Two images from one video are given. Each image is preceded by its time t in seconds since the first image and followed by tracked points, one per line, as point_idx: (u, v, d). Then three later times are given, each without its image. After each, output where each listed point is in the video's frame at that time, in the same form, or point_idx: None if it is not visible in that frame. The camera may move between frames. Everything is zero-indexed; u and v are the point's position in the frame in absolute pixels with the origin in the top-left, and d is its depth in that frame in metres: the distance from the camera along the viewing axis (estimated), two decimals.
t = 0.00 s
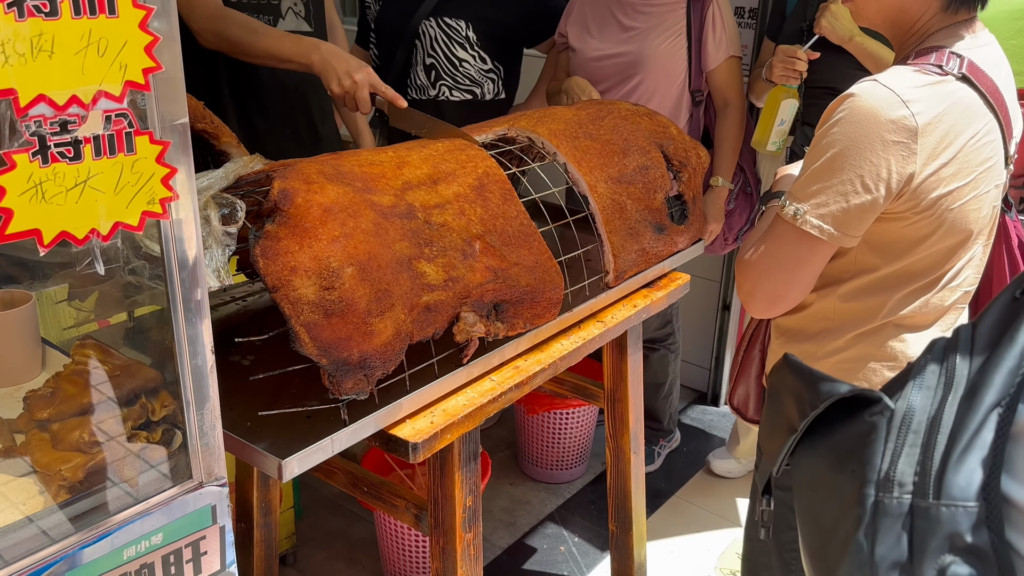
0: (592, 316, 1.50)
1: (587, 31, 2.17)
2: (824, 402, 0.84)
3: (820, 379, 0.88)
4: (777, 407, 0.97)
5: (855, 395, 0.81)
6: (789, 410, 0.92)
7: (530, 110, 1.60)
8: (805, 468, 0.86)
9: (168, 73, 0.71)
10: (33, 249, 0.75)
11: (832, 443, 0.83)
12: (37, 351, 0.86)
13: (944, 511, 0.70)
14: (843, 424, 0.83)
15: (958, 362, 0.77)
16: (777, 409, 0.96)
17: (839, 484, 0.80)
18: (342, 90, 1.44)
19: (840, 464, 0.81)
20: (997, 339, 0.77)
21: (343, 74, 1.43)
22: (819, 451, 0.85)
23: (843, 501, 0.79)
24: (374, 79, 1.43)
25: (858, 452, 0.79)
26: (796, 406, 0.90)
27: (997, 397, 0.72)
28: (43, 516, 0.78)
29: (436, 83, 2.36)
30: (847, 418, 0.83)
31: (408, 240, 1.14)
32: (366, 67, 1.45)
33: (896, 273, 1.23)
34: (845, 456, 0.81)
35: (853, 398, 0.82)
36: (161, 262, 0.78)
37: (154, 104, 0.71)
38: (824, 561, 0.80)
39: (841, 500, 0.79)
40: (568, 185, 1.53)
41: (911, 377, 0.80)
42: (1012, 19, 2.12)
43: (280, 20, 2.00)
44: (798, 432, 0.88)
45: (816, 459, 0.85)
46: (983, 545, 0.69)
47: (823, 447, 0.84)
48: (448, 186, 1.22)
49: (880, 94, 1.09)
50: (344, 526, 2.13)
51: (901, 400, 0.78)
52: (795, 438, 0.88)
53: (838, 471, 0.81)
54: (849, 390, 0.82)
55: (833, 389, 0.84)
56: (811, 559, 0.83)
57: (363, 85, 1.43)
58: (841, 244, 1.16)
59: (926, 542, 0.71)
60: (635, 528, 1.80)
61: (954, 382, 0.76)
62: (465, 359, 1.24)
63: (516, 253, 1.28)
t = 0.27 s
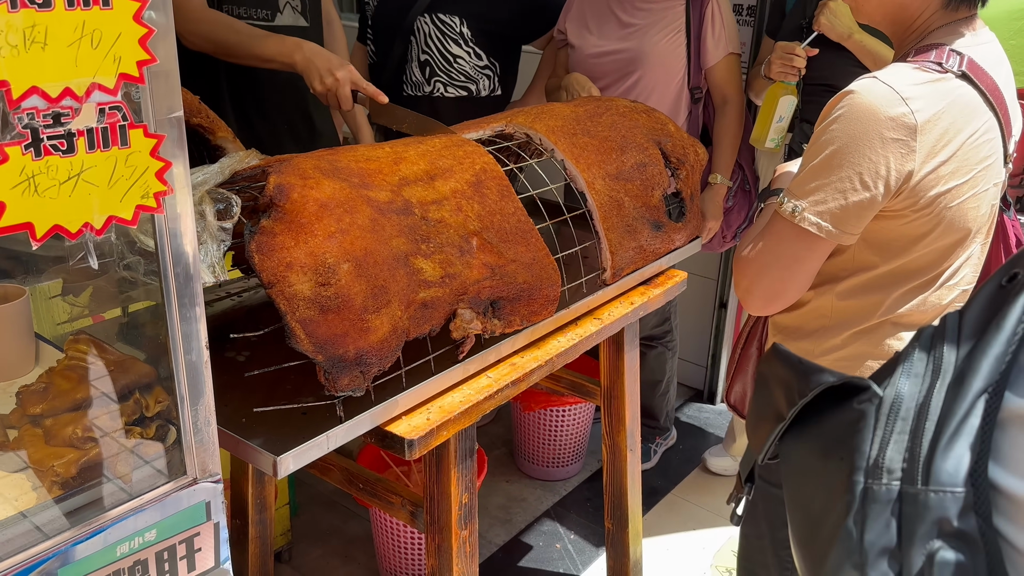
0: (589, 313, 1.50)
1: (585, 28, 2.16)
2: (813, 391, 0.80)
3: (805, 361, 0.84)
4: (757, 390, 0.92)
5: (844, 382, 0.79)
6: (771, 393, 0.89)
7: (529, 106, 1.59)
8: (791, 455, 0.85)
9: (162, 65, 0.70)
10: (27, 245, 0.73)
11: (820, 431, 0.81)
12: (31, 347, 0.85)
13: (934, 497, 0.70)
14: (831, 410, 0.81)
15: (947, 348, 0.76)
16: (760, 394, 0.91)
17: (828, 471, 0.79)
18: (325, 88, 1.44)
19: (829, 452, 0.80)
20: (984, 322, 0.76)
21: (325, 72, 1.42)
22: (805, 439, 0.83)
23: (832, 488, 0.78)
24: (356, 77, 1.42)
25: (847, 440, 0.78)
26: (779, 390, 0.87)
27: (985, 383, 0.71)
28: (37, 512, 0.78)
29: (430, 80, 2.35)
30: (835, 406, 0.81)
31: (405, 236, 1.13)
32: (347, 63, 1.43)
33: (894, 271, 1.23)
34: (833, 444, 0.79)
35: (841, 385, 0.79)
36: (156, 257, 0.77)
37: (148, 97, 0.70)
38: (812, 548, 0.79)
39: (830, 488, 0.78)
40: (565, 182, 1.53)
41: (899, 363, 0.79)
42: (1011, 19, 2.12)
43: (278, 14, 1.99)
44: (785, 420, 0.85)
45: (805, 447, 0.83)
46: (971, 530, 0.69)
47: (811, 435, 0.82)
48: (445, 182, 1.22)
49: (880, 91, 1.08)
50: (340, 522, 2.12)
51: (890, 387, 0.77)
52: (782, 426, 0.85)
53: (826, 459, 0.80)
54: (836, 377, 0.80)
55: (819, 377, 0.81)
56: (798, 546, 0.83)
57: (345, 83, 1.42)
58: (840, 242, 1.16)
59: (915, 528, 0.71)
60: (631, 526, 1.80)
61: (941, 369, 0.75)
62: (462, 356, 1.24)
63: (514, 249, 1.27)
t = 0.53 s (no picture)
0: (584, 311, 1.50)
1: (581, 25, 2.16)
2: (823, 384, 0.80)
3: (810, 355, 0.84)
4: (757, 380, 0.93)
5: (854, 379, 0.78)
6: (776, 386, 0.89)
7: (522, 102, 1.59)
8: (796, 452, 0.84)
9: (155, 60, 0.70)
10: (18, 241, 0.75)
11: (829, 429, 0.81)
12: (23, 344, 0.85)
13: (948, 501, 0.71)
14: (841, 406, 0.80)
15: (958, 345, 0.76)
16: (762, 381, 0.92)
17: (836, 469, 0.79)
18: (320, 77, 1.45)
19: (839, 449, 0.79)
20: (996, 321, 0.75)
21: (320, 61, 1.44)
22: (813, 436, 0.82)
23: (841, 489, 0.78)
24: (352, 67, 1.44)
25: (858, 440, 0.77)
26: (784, 384, 0.87)
27: (1000, 384, 0.72)
28: (31, 509, 0.78)
29: (423, 77, 2.35)
30: (845, 403, 0.80)
31: (396, 232, 1.13)
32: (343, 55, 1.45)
33: (891, 270, 1.23)
34: (843, 442, 0.79)
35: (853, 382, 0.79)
36: (149, 253, 0.77)
37: (141, 91, 0.69)
38: (818, 547, 0.79)
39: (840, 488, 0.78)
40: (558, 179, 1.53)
41: (912, 362, 0.77)
42: (1010, 14, 2.13)
43: (268, 8, 2.00)
44: (789, 413, 0.85)
45: (811, 442, 0.82)
46: (984, 533, 0.70)
47: (818, 430, 0.82)
48: (436, 177, 1.21)
49: (878, 89, 1.08)
50: (335, 520, 2.12)
51: (902, 387, 0.77)
52: (786, 419, 0.85)
53: (836, 459, 0.79)
54: (847, 373, 0.79)
55: (829, 371, 0.81)
56: (802, 543, 0.83)
57: (340, 73, 1.43)
58: (837, 240, 1.16)
59: (928, 530, 0.72)
60: (626, 523, 1.80)
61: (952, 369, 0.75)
62: (452, 351, 1.24)
63: (505, 245, 1.27)
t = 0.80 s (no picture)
0: (583, 309, 1.49)
1: (571, 21, 2.15)
2: (837, 385, 0.80)
3: (822, 353, 0.85)
4: (767, 377, 0.94)
5: (870, 379, 0.78)
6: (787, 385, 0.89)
7: (523, 100, 1.59)
8: (809, 452, 0.84)
9: (152, 57, 0.69)
10: (15, 240, 0.74)
11: (845, 431, 0.80)
12: (19, 342, 0.85)
13: (969, 509, 0.71)
14: (856, 407, 0.80)
15: (973, 346, 0.75)
16: (773, 378, 0.92)
17: (850, 472, 0.79)
18: (319, 89, 1.43)
19: (853, 452, 0.79)
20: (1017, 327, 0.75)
21: (319, 72, 1.41)
22: (825, 437, 0.82)
23: (856, 493, 0.78)
24: (351, 77, 1.42)
25: (875, 444, 0.77)
26: (796, 382, 0.87)
27: (1021, 391, 0.72)
28: (27, 506, 0.77)
29: (416, 74, 2.34)
30: (861, 404, 0.79)
31: (399, 231, 1.12)
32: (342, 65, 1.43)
33: (890, 270, 1.23)
34: (858, 445, 0.79)
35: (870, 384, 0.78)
36: (145, 250, 0.76)
37: (137, 88, 0.69)
38: (831, 548, 0.80)
39: (856, 491, 0.78)
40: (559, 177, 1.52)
41: (931, 363, 0.77)
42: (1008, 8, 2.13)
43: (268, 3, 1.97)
44: (801, 412, 0.85)
45: (822, 442, 0.82)
46: (1007, 543, 0.70)
47: (831, 431, 0.81)
48: (439, 176, 1.21)
49: (880, 89, 1.08)
50: (331, 518, 2.12)
51: (921, 389, 0.76)
52: (796, 419, 0.85)
53: (851, 462, 0.79)
54: (862, 374, 0.78)
55: (844, 371, 0.80)
56: (811, 543, 0.84)
57: (340, 83, 1.41)
58: (837, 240, 1.15)
59: (948, 537, 0.72)
60: (623, 521, 1.80)
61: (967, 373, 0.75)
62: (456, 351, 1.23)
63: (508, 244, 1.26)
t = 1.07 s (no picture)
0: (582, 308, 1.49)
1: (564, 23, 2.15)
2: (853, 399, 0.79)
3: (836, 364, 0.84)
4: (776, 388, 0.93)
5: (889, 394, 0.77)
6: (799, 396, 0.88)
7: (521, 97, 1.58)
8: (824, 466, 0.84)
9: (147, 54, 0.69)
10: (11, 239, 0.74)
11: (861, 447, 0.80)
12: (15, 340, 0.85)
13: (996, 531, 0.70)
14: (875, 422, 0.79)
15: (993, 359, 0.75)
16: (784, 389, 0.92)
17: (869, 489, 0.79)
18: (278, 66, 1.43)
19: (873, 469, 0.79)
20: None
21: (274, 49, 1.41)
22: (840, 452, 0.82)
23: (876, 511, 0.78)
24: (306, 46, 1.42)
25: (894, 462, 0.77)
26: (809, 394, 0.86)
27: None
28: (24, 505, 0.77)
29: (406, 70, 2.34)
30: (877, 419, 0.79)
31: (394, 228, 1.12)
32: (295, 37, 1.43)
33: (890, 268, 1.22)
34: (877, 462, 0.78)
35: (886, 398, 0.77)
36: (141, 248, 0.76)
37: (134, 85, 0.68)
38: (850, 565, 0.80)
39: (875, 509, 0.78)
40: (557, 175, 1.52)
41: (954, 375, 0.76)
42: None
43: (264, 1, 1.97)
44: (814, 426, 0.84)
45: (837, 457, 0.82)
46: None
47: (848, 446, 0.81)
48: (435, 173, 1.20)
49: (881, 86, 1.08)
50: (329, 517, 2.11)
51: (943, 405, 0.75)
52: (809, 433, 0.85)
53: (870, 479, 0.79)
54: (881, 389, 0.77)
55: (860, 386, 0.79)
56: (826, 558, 0.84)
57: (297, 54, 1.42)
58: (837, 238, 1.15)
59: (973, 557, 0.71)
60: (622, 520, 1.80)
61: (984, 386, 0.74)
62: (451, 350, 1.23)
63: (504, 242, 1.26)
